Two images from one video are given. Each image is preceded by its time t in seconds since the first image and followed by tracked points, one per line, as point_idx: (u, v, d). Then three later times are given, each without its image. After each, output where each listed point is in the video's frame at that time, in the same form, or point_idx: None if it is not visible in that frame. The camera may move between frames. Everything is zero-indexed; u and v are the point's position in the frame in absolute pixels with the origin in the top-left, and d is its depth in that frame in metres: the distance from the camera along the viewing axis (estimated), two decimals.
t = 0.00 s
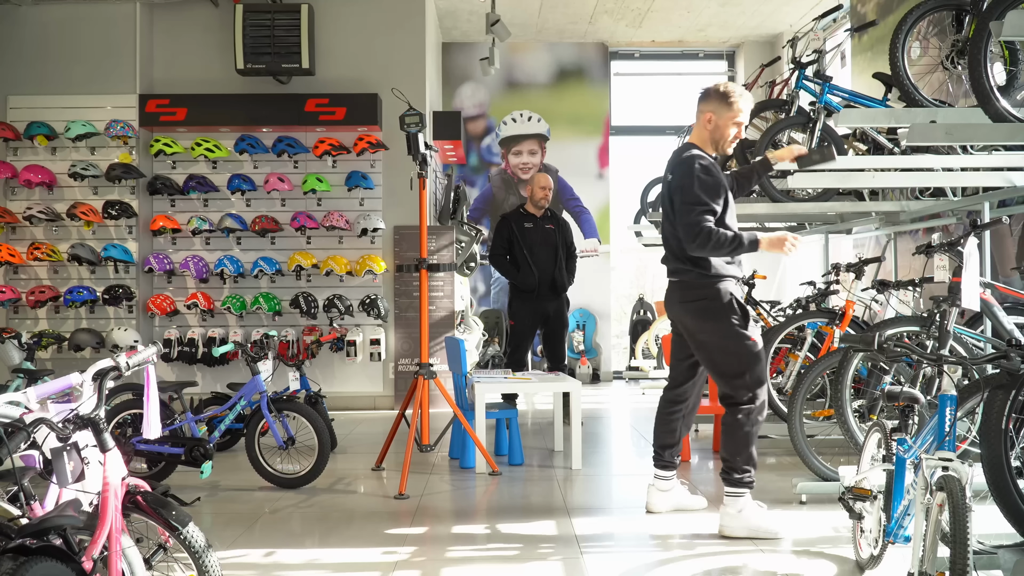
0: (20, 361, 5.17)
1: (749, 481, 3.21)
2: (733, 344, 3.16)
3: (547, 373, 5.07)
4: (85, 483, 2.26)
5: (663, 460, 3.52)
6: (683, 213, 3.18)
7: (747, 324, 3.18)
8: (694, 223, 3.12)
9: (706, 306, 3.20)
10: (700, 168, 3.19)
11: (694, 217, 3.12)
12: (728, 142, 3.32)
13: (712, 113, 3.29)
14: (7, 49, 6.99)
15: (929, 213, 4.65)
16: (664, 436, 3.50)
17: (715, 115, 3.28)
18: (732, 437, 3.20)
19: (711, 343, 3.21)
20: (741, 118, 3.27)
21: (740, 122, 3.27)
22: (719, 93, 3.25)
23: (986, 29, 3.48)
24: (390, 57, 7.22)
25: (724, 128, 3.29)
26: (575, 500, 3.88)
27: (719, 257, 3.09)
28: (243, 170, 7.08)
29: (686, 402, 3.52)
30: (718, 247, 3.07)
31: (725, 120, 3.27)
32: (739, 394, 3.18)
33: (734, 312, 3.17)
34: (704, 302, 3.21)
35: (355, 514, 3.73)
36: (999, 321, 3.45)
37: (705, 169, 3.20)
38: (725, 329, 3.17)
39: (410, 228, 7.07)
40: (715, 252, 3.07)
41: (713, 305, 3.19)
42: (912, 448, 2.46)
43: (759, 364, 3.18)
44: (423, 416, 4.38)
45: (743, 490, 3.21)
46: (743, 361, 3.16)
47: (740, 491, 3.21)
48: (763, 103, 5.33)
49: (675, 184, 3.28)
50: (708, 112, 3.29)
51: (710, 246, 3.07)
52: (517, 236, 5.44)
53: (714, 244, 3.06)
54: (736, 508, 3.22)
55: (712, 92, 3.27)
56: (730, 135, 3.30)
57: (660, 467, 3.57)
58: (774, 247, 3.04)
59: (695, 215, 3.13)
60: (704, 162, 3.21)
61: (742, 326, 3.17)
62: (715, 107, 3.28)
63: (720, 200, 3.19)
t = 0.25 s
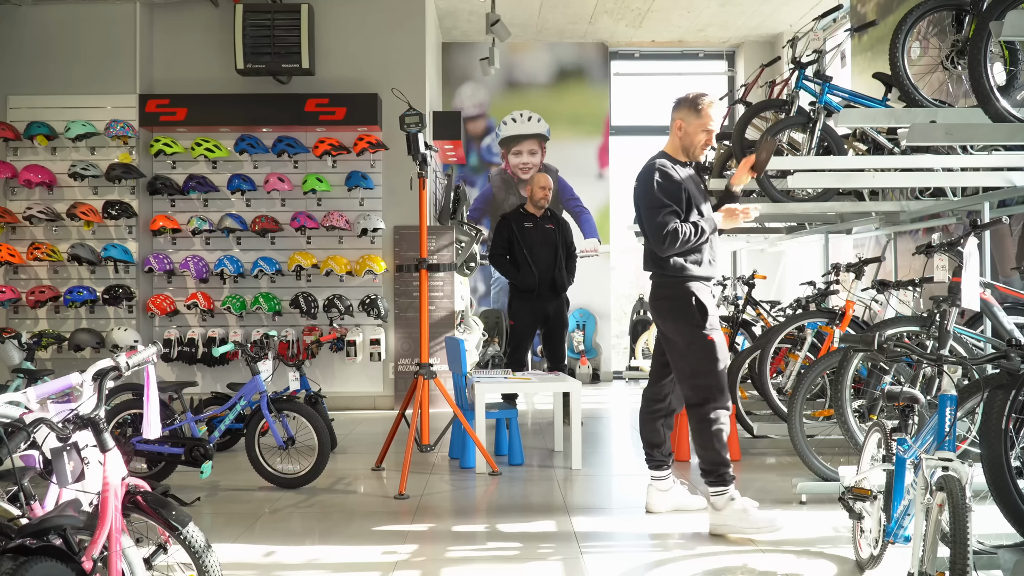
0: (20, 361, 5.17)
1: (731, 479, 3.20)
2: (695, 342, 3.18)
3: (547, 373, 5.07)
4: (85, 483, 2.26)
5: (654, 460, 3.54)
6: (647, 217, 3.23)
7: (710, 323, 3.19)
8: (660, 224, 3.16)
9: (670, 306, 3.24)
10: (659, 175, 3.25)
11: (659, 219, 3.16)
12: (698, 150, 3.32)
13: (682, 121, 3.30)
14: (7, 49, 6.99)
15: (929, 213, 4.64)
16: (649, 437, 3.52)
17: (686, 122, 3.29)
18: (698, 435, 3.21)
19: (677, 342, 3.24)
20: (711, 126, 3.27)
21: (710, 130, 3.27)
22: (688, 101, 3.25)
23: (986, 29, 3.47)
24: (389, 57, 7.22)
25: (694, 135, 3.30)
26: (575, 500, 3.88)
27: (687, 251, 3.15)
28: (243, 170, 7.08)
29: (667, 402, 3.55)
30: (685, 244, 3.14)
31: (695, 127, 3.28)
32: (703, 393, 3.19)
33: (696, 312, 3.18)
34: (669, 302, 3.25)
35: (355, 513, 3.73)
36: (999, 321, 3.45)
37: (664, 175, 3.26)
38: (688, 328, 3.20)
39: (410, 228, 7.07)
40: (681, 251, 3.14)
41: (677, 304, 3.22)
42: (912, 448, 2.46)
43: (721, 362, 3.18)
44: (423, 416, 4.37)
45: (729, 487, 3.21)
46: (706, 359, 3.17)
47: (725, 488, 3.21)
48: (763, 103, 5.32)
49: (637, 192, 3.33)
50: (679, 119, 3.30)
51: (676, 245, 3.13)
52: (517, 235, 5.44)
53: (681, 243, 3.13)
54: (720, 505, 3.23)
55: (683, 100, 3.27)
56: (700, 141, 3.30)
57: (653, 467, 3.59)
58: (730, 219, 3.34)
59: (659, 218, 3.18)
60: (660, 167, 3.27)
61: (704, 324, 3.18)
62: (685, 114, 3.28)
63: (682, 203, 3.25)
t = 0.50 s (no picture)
0: (20, 361, 5.16)
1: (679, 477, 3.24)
2: (671, 340, 3.17)
3: (547, 373, 5.06)
4: (85, 483, 2.27)
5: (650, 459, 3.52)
6: (629, 213, 3.22)
7: (687, 321, 3.16)
8: (642, 220, 3.15)
9: (651, 302, 3.23)
10: (642, 171, 3.24)
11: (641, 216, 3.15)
12: (688, 151, 3.29)
13: (673, 121, 3.27)
14: (7, 49, 6.99)
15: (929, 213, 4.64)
16: (647, 437, 3.52)
17: (676, 123, 3.26)
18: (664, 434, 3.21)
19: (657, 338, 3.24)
20: (702, 127, 3.24)
21: (701, 131, 3.24)
22: (679, 102, 3.23)
23: (986, 29, 3.45)
24: (389, 57, 7.22)
25: (684, 136, 3.27)
26: (574, 500, 3.88)
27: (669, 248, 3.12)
28: (243, 170, 7.08)
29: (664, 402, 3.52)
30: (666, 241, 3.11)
31: (685, 128, 3.25)
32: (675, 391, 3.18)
33: (673, 309, 3.16)
34: (651, 300, 3.23)
35: (355, 514, 3.73)
36: (999, 321, 3.45)
37: (649, 172, 3.25)
38: (665, 325, 3.19)
39: (410, 228, 7.07)
40: (663, 246, 3.12)
41: (658, 301, 3.21)
42: (912, 448, 2.46)
43: (697, 363, 3.15)
44: (423, 416, 4.37)
45: (675, 485, 3.24)
46: (682, 358, 3.16)
47: (671, 485, 3.24)
48: (763, 103, 5.31)
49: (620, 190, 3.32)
50: (670, 120, 3.27)
51: (658, 240, 3.10)
52: (517, 236, 5.44)
53: (662, 237, 3.10)
54: (658, 501, 3.25)
55: (674, 101, 3.25)
56: (691, 143, 3.27)
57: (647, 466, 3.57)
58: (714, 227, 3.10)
59: (641, 214, 3.17)
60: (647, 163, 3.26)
61: (682, 322, 3.15)
62: (676, 115, 3.25)
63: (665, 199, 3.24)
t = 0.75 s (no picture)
0: (20, 361, 5.16)
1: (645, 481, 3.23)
2: (653, 342, 3.16)
3: (547, 373, 5.06)
4: (85, 483, 2.27)
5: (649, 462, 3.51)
6: (618, 215, 3.20)
7: (674, 328, 3.15)
8: (628, 223, 3.13)
9: (642, 301, 3.21)
10: (633, 171, 3.20)
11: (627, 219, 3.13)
12: (683, 151, 3.27)
13: (669, 120, 3.25)
14: (7, 49, 7.00)
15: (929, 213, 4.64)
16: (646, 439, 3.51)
17: (673, 122, 3.24)
18: (626, 431, 3.22)
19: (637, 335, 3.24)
20: (698, 128, 3.23)
21: (697, 132, 3.23)
22: (676, 101, 3.21)
23: (986, 29, 3.44)
24: (389, 57, 7.22)
25: (680, 136, 3.25)
26: (574, 500, 3.88)
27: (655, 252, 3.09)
28: (243, 170, 7.08)
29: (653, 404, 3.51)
30: (650, 245, 3.08)
31: (682, 127, 3.23)
32: (644, 391, 3.18)
33: (661, 313, 3.14)
34: (641, 299, 3.21)
35: (355, 513, 3.73)
36: (999, 321, 3.44)
37: (640, 172, 3.20)
38: (650, 327, 3.18)
39: (410, 228, 7.07)
40: (648, 250, 3.09)
41: (647, 302, 3.19)
42: (911, 448, 2.45)
43: (671, 370, 3.15)
44: (423, 416, 4.37)
45: (644, 488, 3.23)
46: (658, 361, 3.15)
47: (638, 489, 3.23)
48: (763, 103, 5.31)
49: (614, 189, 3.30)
50: (666, 119, 3.25)
51: (641, 244, 3.08)
52: (517, 236, 5.44)
53: (646, 242, 3.07)
54: (629, 504, 3.27)
55: (671, 100, 3.23)
56: (686, 143, 3.26)
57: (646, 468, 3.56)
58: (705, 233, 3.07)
59: (629, 217, 3.15)
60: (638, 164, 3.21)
61: (668, 328, 3.14)
62: (673, 114, 3.24)
63: (655, 201, 3.19)
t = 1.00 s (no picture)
0: (20, 361, 5.16)
1: (643, 481, 3.23)
2: (650, 343, 3.15)
3: (547, 373, 5.06)
4: (85, 483, 2.27)
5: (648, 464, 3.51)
6: (617, 214, 3.18)
7: (672, 330, 3.14)
8: (628, 221, 3.11)
9: (640, 302, 3.20)
10: (633, 171, 3.19)
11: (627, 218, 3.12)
12: (679, 150, 3.27)
13: (666, 118, 3.24)
14: (7, 49, 7.00)
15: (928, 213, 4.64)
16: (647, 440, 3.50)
17: (670, 120, 3.23)
18: (621, 432, 3.21)
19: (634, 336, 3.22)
20: (695, 127, 3.22)
21: (693, 131, 3.22)
22: (674, 100, 3.20)
23: (986, 29, 3.44)
24: (389, 57, 7.22)
25: (677, 135, 3.25)
26: (574, 500, 3.88)
27: (654, 250, 3.08)
28: (243, 170, 7.08)
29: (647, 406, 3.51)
30: (651, 243, 3.06)
31: (678, 126, 3.22)
32: (639, 392, 3.18)
33: (660, 313, 3.14)
34: (640, 298, 3.20)
35: (354, 514, 3.73)
36: (999, 321, 3.44)
37: (640, 171, 3.20)
38: (647, 328, 3.16)
39: (410, 228, 7.07)
40: (649, 249, 3.07)
41: (645, 302, 3.18)
42: (911, 448, 2.46)
43: (668, 370, 3.14)
44: (423, 416, 4.37)
45: (643, 489, 3.23)
46: (655, 361, 3.15)
47: (637, 490, 3.23)
48: (763, 103, 5.31)
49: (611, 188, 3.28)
50: (663, 117, 3.24)
51: (642, 244, 3.06)
52: (517, 236, 5.44)
53: (646, 240, 3.05)
54: (629, 504, 3.27)
55: (669, 98, 3.22)
56: (683, 142, 3.25)
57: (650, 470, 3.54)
58: (705, 229, 3.10)
59: (628, 216, 3.13)
60: (638, 163, 3.21)
61: (666, 330, 3.14)
62: (670, 112, 3.23)
63: (654, 200, 3.19)
